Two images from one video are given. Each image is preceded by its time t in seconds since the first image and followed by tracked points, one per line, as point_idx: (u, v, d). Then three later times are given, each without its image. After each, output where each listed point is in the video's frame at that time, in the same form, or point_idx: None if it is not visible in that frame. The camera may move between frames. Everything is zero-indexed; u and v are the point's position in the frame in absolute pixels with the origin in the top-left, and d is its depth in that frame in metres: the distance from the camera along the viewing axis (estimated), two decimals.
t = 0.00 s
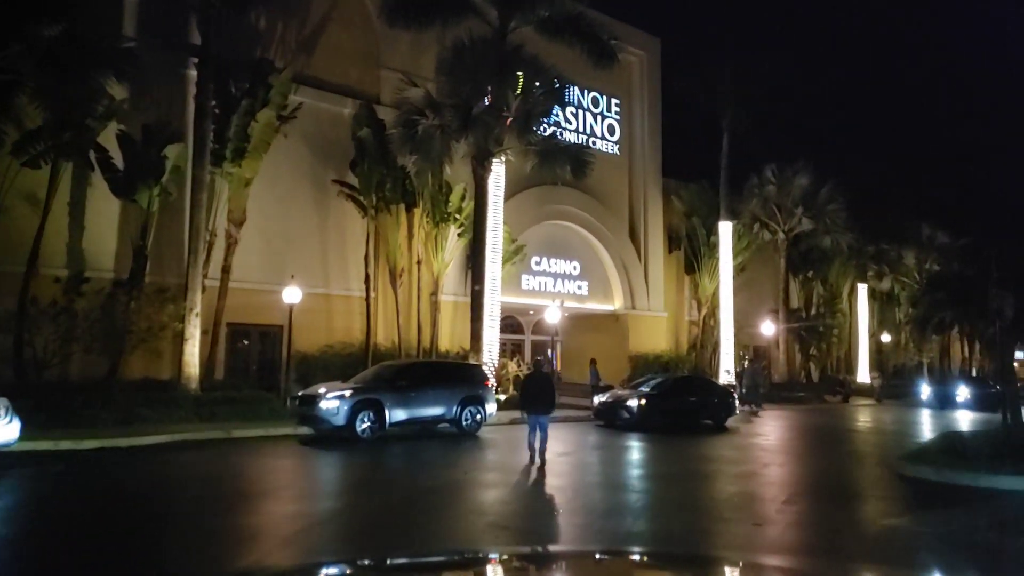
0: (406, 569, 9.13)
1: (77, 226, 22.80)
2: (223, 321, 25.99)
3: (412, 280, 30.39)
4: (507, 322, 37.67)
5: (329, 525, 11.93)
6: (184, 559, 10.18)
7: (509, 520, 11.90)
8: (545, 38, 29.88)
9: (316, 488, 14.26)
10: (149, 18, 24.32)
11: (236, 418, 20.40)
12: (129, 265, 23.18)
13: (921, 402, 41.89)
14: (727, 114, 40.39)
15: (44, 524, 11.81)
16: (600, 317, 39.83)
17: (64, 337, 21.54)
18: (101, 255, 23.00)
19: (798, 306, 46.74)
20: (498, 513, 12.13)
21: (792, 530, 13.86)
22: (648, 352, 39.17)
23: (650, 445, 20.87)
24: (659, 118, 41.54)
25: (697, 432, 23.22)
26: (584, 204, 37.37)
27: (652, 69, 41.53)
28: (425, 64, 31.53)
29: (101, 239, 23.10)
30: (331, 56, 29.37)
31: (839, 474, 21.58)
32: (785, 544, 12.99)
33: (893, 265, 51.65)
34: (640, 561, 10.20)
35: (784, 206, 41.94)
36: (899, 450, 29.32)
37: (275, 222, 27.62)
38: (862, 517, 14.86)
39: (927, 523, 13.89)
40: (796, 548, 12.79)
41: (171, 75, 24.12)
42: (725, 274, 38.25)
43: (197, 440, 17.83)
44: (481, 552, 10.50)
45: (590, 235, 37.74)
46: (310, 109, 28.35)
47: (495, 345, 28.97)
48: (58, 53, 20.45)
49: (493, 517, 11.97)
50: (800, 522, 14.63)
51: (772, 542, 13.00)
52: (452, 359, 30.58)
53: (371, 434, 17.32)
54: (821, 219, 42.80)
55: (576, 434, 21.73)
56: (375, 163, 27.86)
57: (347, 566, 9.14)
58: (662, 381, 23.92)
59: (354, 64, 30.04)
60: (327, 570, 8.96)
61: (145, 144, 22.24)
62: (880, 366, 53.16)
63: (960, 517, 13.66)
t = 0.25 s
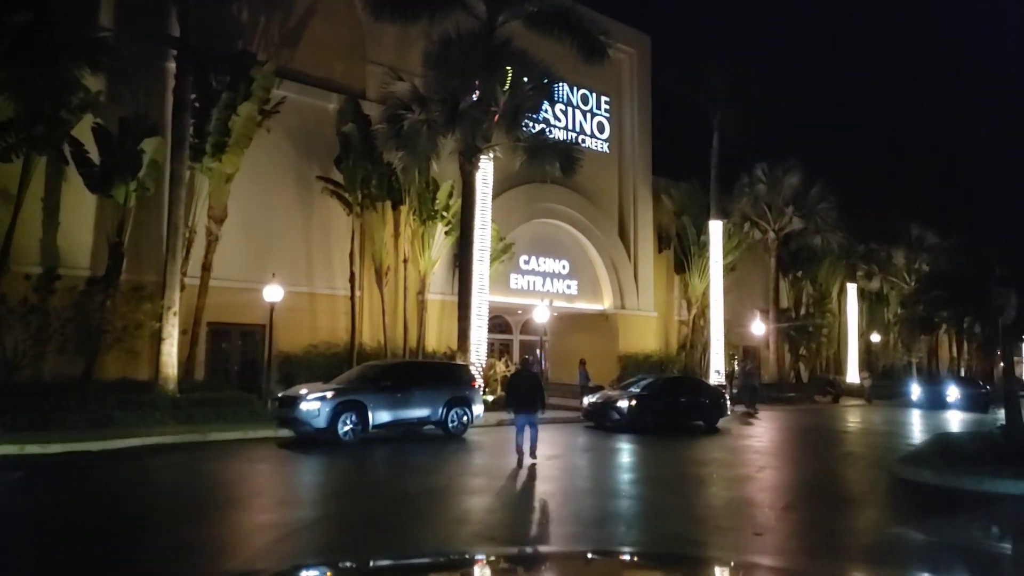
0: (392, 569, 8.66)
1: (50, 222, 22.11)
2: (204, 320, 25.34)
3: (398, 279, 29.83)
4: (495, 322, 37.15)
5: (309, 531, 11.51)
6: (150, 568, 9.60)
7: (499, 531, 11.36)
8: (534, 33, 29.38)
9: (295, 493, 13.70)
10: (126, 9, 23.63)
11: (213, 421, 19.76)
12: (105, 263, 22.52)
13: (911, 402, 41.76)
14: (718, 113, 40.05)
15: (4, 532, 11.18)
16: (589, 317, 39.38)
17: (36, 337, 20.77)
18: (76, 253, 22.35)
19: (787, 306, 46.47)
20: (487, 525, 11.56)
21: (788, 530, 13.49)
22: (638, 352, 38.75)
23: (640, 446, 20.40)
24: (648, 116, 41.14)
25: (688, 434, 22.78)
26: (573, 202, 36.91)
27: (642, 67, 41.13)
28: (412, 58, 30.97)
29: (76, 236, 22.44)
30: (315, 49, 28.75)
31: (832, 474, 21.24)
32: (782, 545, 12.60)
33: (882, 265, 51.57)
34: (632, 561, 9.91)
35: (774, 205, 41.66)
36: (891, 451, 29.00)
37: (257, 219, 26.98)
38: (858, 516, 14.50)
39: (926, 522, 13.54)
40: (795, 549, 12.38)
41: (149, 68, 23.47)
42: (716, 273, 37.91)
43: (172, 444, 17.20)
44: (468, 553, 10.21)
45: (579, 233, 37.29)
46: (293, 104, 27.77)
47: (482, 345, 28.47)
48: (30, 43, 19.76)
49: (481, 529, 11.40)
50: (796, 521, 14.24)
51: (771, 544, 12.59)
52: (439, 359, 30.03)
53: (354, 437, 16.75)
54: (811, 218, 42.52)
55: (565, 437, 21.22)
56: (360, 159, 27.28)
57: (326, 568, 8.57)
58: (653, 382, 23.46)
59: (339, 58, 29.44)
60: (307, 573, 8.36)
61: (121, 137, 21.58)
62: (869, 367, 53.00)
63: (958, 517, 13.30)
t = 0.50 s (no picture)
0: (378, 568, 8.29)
1: (29, 219, 21.59)
2: (188, 319, 24.84)
3: (387, 278, 29.40)
4: (486, 321, 36.74)
5: (294, 535, 11.16)
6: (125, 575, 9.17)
7: (491, 536, 10.99)
8: (525, 28, 28.98)
9: (278, 497, 13.27)
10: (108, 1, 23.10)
11: (195, 423, 19.27)
12: (86, 261, 22.04)
13: (903, 402, 41.62)
14: (710, 111, 39.79)
15: None
16: (580, 317, 39.01)
17: (13, 337, 20.12)
18: (56, 250, 21.88)
19: (779, 306, 46.27)
20: (479, 531, 11.17)
21: (783, 531, 13.20)
22: (629, 353, 38.41)
23: (633, 448, 20.04)
24: (640, 114, 40.82)
25: (681, 435, 22.43)
26: (564, 201, 36.52)
27: (634, 64, 40.81)
28: (401, 54, 30.52)
29: (56, 233, 21.94)
30: (302, 44, 28.26)
31: (826, 475, 20.92)
32: (778, 547, 12.30)
33: (873, 265, 51.40)
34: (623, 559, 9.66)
35: (766, 204, 41.41)
36: (884, 451, 28.76)
37: (243, 217, 26.49)
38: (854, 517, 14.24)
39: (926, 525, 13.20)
40: (790, 550, 12.09)
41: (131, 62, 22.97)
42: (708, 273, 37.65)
43: (152, 447, 16.71)
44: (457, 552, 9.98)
45: (570, 232, 36.95)
46: (280, 100, 27.31)
47: (473, 345, 28.08)
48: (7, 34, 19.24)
49: (472, 535, 11.03)
50: (792, 523, 13.92)
51: (765, 546, 12.28)
52: (428, 359, 29.60)
53: (339, 439, 16.30)
54: (803, 217, 42.32)
55: (557, 438, 20.83)
56: (348, 155, 26.83)
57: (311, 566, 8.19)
58: (645, 382, 23.10)
59: (327, 53, 28.97)
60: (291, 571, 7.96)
61: (102, 132, 21.08)
62: (860, 366, 52.87)
63: (956, 520, 13.03)
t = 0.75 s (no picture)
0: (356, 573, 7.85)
1: None
2: (162, 317, 24.05)
3: (370, 275, 28.72)
4: (471, 320, 36.11)
5: (269, 541, 10.66)
6: None
7: (478, 544, 10.46)
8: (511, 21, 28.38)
9: (248, 504, 12.61)
10: None
11: (166, 425, 18.52)
12: (54, 256, 21.26)
13: (891, 403, 41.41)
14: (699, 108, 39.37)
15: None
16: (566, 316, 38.47)
17: None
18: (25, 245, 21.12)
19: (767, 306, 45.93)
20: (465, 540, 10.64)
21: (771, 528, 12.93)
22: (616, 352, 37.91)
23: (621, 450, 19.47)
24: (628, 111, 40.32)
25: (670, 436, 21.87)
26: (551, 198, 35.96)
27: (622, 61, 40.32)
28: (384, 46, 29.82)
29: (24, 227, 21.16)
30: (283, 36, 27.56)
31: (817, 476, 20.48)
32: (772, 546, 11.85)
33: (860, 265, 51.22)
34: (611, 562, 9.34)
35: (755, 202, 41.03)
36: (874, 453, 28.37)
37: (220, 211, 25.72)
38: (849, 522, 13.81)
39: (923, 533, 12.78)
40: (786, 552, 11.61)
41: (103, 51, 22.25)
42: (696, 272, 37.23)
43: (119, 449, 15.97)
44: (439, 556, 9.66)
45: (557, 230, 36.39)
46: (259, 92, 26.56)
47: (457, 345, 27.48)
48: None
49: (456, 544, 10.50)
50: (783, 521, 13.50)
51: (760, 545, 11.81)
52: (411, 359, 28.95)
53: (316, 441, 15.65)
54: (792, 216, 41.96)
55: (543, 440, 20.25)
56: (329, 149, 26.11)
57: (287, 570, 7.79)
58: (633, 382, 22.57)
59: (309, 44, 28.25)
60: None
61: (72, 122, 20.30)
62: (847, 366, 52.64)
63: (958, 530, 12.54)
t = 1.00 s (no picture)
0: None
1: None
2: (143, 314, 23.49)
3: (357, 272, 28.23)
4: (460, 319, 35.66)
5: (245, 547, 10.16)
6: None
7: (468, 549, 10.17)
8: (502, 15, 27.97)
9: (226, 508, 12.11)
10: None
11: (143, 425, 17.96)
12: (30, 250, 20.69)
13: (882, 403, 41.24)
14: (691, 106, 39.04)
15: None
16: (557, 315, 38.07)
17: None
18: None
19: (758, 305, 45.71)
20: (453, 544, 10.33)
21: (762, 527, 12.78)
22: (607, 352, 37.54)
23: (612, 451, 19.08)
24: (620, 109, 39.95)
25: (662, 438, 21.50)
26: (542, 196, 35.53)
27: (614, 57, 39.95)
28: (373, 40, 29.32)
29: None
30: (268, 28, 27.04)
31: (809, 477, 20.17)
32: (763, 547, 11.56)
33: (852, 265, 51.07)
34: (601, 564, 9.10)
35: (747, 202, 40.75)
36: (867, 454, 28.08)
37: (204, 207, 25.17)
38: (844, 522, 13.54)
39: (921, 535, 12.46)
40: (779, 553, 11.32)
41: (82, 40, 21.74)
42: (687, 271, 36.92)
43: (94, 451, 15.44)
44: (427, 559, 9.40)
45: (548, 228, 35.97)
46: (244, 85, 26.01)
47: (446, 344, 27.02)
48: None
49: (444, 549, 10.20)
50: (776, 522, 13.22)
51: (751, 546, 11.53)
52: (399, 358, 28.46)
53: (299, 443, 15.15)
54: (784, 215, 41.68)
55: (532, 442, 19.83)
56: (316, 144, 25.60)
57: None
58: (625, 383, 22.18)
59: (295, 37, 27.72)
60: None
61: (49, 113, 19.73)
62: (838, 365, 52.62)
63: (961, 535, 12.19)
